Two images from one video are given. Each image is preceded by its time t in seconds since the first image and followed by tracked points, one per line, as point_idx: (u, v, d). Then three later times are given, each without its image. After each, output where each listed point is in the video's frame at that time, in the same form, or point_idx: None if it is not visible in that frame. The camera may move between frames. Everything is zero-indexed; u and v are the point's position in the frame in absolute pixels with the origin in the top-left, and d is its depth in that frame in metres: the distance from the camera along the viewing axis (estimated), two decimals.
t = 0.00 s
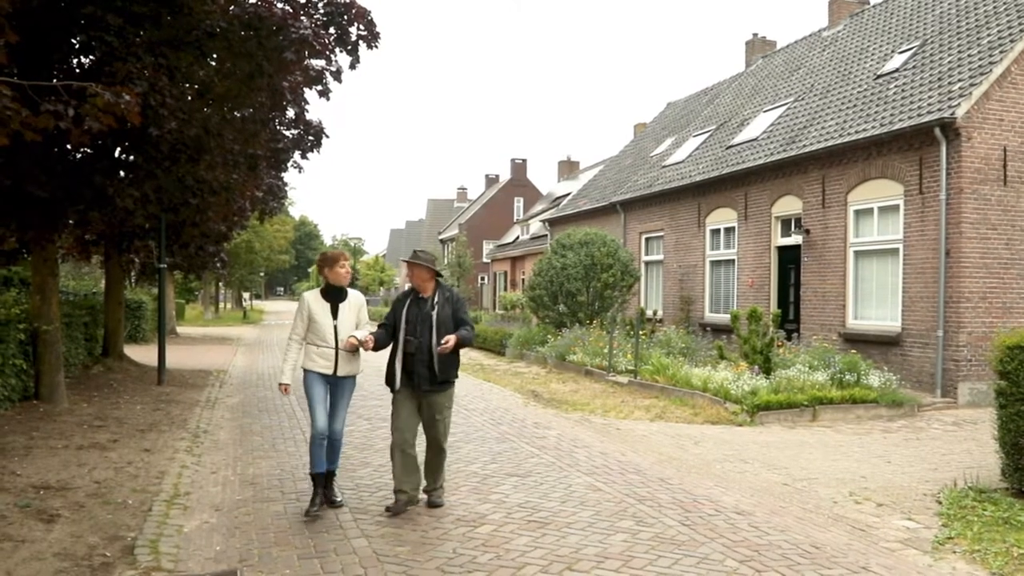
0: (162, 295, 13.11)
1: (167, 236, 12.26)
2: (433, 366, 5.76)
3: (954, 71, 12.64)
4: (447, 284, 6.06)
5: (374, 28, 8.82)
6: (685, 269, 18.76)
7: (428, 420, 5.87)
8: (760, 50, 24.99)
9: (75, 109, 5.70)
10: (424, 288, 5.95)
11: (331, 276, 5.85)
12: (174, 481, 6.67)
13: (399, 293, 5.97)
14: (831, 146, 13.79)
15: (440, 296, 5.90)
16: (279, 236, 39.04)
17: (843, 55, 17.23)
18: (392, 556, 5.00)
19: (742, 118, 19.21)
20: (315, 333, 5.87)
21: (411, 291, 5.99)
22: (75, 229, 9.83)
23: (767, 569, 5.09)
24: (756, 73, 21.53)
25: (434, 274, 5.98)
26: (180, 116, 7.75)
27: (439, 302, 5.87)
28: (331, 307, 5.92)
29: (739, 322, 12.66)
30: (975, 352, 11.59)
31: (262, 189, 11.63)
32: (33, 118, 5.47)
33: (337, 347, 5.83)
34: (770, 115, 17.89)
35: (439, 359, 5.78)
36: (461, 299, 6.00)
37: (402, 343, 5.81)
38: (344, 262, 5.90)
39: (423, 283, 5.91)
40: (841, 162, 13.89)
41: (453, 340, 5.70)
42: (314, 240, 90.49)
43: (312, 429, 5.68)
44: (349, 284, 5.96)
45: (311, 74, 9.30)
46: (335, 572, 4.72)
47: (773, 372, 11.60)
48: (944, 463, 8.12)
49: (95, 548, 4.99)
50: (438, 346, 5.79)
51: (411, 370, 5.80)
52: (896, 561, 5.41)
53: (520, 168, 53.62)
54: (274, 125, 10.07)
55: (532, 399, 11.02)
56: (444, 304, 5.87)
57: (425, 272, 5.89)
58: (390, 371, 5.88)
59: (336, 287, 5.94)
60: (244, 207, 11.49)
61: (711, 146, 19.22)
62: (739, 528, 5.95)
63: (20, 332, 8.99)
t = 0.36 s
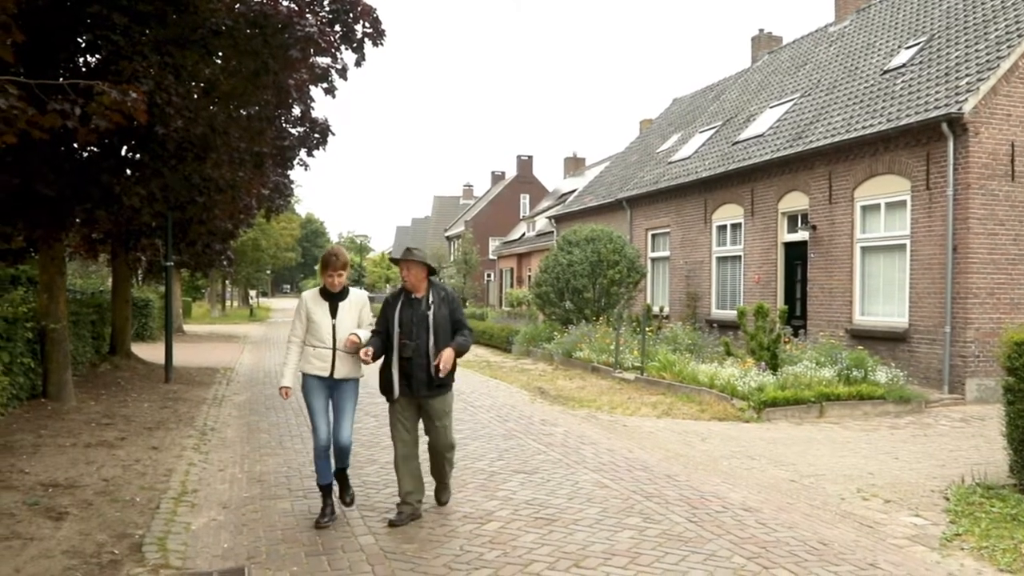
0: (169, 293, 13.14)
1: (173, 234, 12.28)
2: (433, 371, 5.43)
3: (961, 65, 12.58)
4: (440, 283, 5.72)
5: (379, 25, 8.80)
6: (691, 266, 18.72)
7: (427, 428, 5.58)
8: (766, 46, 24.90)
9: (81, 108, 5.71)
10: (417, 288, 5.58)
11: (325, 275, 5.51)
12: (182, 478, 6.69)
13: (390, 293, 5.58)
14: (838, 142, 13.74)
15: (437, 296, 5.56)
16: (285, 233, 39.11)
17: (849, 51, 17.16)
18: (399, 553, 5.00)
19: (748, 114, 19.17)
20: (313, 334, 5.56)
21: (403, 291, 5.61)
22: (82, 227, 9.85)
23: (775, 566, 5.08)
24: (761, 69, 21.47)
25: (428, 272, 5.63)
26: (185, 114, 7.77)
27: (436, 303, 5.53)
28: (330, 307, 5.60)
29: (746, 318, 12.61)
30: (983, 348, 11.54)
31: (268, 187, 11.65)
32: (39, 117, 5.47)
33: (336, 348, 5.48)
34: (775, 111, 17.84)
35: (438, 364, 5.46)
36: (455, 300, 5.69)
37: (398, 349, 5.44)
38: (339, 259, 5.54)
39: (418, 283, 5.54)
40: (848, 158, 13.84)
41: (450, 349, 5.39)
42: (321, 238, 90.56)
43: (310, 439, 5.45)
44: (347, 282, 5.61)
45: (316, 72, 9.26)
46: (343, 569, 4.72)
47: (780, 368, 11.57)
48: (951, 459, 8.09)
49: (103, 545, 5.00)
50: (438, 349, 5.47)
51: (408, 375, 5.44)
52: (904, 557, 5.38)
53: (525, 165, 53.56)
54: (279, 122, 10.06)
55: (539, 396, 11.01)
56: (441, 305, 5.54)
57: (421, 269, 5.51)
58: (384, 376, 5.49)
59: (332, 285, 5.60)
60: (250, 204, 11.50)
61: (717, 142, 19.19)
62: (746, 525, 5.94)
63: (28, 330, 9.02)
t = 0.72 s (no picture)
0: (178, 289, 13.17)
1: (182, 231, 12.30)
2: (437, 376, 4.99)
3: (971, 59, 12.49)
4: (446, 281, 5.28)
5: (386, 21, 8.79)
6: (700, 260, 18.66)
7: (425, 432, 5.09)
8: (774, 39, 24.77)
9: (89, 105, 5.70)
10: (421, 285, 5.14)
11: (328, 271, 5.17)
12: (191, 474, 6.70)
13: (391, 290, 5.15)
14: (847, 136, 13.67)
15: (442, 295, 5.13)
16: (293, 229, 39.20)
17: (858, 44, 17.06)
18: (408, 549, 5.00)
19: (756, 108, 19.08)
20: (316, 336, 5.21)
21: (406, 288, 5.17)
22: (91, 224, 9.87)
23: (784, 561, 5.06)
24: (769, 63, 21.37)
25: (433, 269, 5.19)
26: (193, 112, 7.78)
27: (442, 303, 5.10)
28: (334, 307, 5.23)
29: (755, 313, 12.57)
30: (993, 343, 11.47)
31: (277, 183, 11.66)
32: (47, 114, 5.47)
33: (338, 353, 5.11)
34: (784, 105, 17.75)
35: (443, 369, 5.01)
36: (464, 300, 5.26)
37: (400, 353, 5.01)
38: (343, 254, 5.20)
39: (422, 279, 5.09)
40: (857, 152, 13.76)
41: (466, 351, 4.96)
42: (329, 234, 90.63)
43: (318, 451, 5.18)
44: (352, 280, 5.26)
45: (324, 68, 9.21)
46: (351, 565, 4.73)
47: (789, 363, 11.53)
48: (961, 454, 8.05)
49: (113, 542, 5.02)
50: (443, 353, 5.04)
51: (410, 379, 5.00)
52: (914, 553, 5.36)
53: (533, 160, 53.46)
54: (286, 118, 9.86)
55: (547, 391, 11.00)
56: (448, 305, 5.10)
57: (425, 264, 5.06)
58: (385, 380, 5.07)
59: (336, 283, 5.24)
60: (258, 201, 11.51)
61: (725, 137, 19.10)
62: (755, 520, 5.92)
63: (37, 327, 9.05)
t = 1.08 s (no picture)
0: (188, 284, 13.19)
1: (192, 226, 12.32)
2: (457, 374, 4.80)
3: (982, 51, 12.39)
4: (464, 271, 5.04)
5: (395, 15, 8.76)
6: (709, 254, 18.59)
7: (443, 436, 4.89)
8: (784, 32, 24.62)
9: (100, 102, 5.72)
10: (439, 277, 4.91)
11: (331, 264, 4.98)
12: (202, 469, 6.73)
13: (406, 283, 4.91)
14: (857, 129, 13.59)
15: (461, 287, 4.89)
16: (303, 224, 39.25)
17: (868, 37, 16.93)
18: (418, 543, 5.01)
19: (766, 102, 18.97)
20: (321, 331, 5.01)
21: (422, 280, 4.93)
22: (101, 219, 9.91)
23: (795, 556, 5.04)
24: (780, 56, 21.24)
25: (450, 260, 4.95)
26: (203, 107, 7.81)
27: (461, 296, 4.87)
28: (338, 299, 5.02)
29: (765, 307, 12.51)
30: (1004, 337, 11.39)
31: (286, 178, 11.67)
32: (57, 110, 5.46)
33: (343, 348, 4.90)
34: (794, 98, 17.64)
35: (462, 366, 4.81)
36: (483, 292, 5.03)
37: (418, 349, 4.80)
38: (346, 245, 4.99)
39: (440, 272, 4.86)
40: (868, 146, 13.68)
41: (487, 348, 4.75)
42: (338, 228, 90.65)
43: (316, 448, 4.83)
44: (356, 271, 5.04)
45: (333, 63, 9.12)
46: (362, 559, 4.74)
47: (799, 357, 11.48)
48: (973, 449, 8.00)
49: (125, 536, 5.04)
50: (463, 349, 4.82)
51: (429, 378, 4.80)
52: (924, 548, 5.33)
53: (542, 155, 53.32)
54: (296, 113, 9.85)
55: (557, 386, 10.99)
56: (467, 299, 4.89)
57: (443, 256, 4.84)
58: (401, 378, 4.85)
59: (340, 275, 5.02)
60: (268, 196, 11.53)
61: (735, 130, 19.01)
62: (765, 515, 5.90)
63: (48, 322, 9.09)
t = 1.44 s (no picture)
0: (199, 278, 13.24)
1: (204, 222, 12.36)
2: (464, 384, 4.42)
3: (996, 44, 12.26)
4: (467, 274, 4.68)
5: (405, 10, 8.74)
6: (721, 249, 18.52)
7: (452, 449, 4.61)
8: (796, 26, 24.47)
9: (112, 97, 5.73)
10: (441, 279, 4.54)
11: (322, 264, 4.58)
12: (214, 463, 6.75)
13: (406, 287, 4.54)
14: (869, 123, 13.50)
15: (465, 290, 4.53)
16: (315, 219, 39.39)
17: (881, 30, 16.79)
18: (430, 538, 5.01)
19: (778, 96, 18.85)
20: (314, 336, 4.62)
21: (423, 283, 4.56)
22: (114, 215, 9.94)
23: (807, 551, 5.02)
24: (791, 50, 21.11)
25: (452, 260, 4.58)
26: (215, 103, 7.82)
27: (466, 299, 4.51)
28: (330, 301, 4.59)
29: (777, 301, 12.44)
30: (1018, 332, 11.30)
31: (298, 173, 11.69)
32: (69, 105, 5.45)
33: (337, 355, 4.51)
34: (806, 92, 17.53)
35: (469, 376, 4.43)
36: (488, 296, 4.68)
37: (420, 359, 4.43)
38: (338, 240, 4.57)
39: (442, 273, 4.49)
40: (880, 140, 13.57)
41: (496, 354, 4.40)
42: (350, 223, 90.76)
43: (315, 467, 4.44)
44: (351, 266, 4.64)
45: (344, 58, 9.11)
46: (374, 554, 4.74)
47: (811, 352, 11.43)
48: (986, 444, 7.94)
49: (138, 530, 5.07)
50: (470, 357, 4.45)
51: (434, 389, 4.40)
52: (937, 543, 5.29)
53: (553, 149, 53.27)
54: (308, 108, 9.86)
55: (568, 381, 10.97)
56: (472, 302, 4.51)
57: (445, 257, 4.45)
58: (403, 392, 4.45)
59: (333, 274, 4.61)
60: (280, 191, 11.55)
61: (747, 125, 18.91)
62: (777, 510, 5.87)
63: (61, 317, 9.14)
